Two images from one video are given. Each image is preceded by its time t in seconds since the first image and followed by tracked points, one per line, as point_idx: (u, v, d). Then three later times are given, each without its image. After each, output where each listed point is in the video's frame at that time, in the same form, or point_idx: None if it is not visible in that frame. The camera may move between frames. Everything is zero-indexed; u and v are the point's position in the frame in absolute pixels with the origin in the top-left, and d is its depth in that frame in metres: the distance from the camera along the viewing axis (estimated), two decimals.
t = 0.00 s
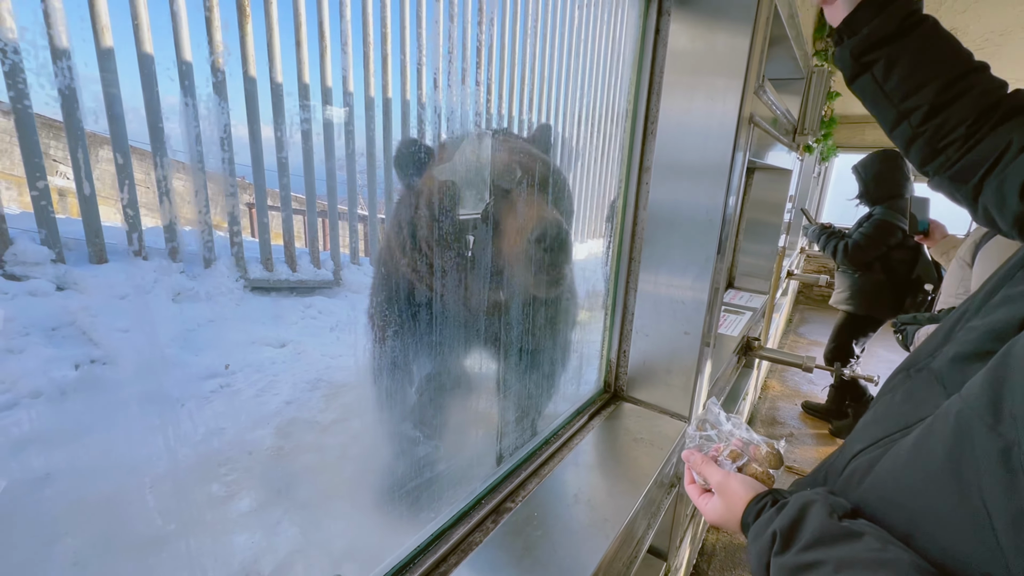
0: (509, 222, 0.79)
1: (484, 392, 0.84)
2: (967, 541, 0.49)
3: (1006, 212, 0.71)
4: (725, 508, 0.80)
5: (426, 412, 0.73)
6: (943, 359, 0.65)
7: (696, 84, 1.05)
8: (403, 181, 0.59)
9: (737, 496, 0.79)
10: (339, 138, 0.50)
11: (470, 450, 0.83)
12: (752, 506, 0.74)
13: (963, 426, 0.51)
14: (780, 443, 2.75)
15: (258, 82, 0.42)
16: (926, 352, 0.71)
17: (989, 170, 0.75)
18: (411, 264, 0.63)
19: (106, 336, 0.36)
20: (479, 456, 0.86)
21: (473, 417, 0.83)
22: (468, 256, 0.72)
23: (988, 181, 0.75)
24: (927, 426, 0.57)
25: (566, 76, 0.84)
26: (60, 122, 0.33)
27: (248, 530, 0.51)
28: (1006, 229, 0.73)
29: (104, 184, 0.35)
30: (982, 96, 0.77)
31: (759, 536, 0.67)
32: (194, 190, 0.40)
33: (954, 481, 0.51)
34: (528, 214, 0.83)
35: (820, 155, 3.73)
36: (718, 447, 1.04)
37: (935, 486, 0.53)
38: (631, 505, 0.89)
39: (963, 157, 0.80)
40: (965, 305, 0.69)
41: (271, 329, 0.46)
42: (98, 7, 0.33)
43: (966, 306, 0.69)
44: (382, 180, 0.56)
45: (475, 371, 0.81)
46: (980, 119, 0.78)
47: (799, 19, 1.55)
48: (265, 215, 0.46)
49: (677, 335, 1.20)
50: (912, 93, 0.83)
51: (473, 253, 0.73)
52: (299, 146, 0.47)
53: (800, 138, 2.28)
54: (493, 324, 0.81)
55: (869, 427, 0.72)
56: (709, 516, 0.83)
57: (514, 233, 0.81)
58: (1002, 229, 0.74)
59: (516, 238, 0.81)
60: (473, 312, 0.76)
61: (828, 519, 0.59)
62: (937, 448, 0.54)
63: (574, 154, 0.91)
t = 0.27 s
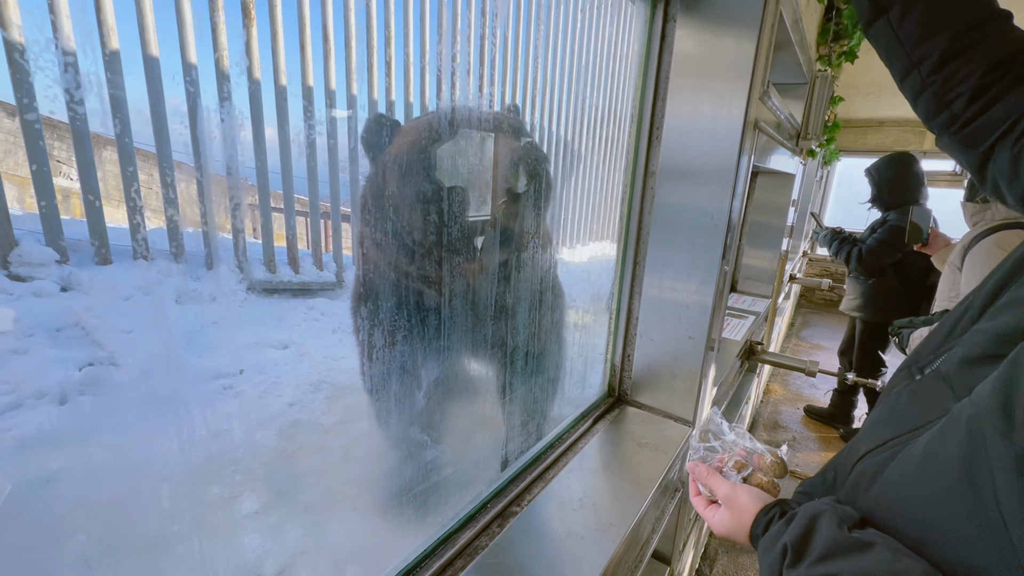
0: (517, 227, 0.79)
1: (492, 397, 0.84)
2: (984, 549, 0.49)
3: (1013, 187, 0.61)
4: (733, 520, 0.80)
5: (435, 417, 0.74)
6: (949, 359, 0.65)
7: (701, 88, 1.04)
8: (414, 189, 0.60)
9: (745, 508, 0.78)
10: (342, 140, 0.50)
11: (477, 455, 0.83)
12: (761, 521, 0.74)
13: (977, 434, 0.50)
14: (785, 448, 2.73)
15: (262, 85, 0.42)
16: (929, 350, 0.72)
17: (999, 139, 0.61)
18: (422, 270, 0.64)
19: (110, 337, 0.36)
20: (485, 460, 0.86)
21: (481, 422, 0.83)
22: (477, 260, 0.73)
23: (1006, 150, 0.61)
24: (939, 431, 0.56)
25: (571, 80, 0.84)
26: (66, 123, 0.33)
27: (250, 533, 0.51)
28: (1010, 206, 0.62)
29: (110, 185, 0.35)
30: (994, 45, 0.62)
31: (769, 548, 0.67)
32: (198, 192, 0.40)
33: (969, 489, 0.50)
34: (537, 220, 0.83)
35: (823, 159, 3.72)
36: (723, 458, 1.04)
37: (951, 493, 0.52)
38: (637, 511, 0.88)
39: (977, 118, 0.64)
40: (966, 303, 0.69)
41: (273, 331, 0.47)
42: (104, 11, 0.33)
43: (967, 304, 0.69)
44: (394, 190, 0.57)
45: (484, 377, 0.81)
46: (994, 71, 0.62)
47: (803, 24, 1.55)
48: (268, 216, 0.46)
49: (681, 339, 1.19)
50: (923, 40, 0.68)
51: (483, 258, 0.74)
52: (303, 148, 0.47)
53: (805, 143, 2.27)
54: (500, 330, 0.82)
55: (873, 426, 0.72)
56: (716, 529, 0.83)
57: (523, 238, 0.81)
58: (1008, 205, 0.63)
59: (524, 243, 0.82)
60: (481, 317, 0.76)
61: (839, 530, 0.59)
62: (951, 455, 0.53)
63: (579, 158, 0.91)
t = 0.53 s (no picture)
0: (525, 235, 0.81)
1: (496, 402, 0.85)
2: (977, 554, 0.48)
3: (1001, 180, 0.63)
4: (736, 529, 0.79)
5: (443, 423, 0.75)
6: (942, 364, 0.65)
7: (705, 94, 1.05)
8: (422, 203, 0.62)
9: (747, 516, 0.78)
10: (346, 144, 0.50)
11: (482, 459, 0.84)
12: (763, 528, 0.73)
13: (973, 439, 0.50)
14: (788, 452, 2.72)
15: (265, 89, 0.43)
16: (922, 358, 0.72)
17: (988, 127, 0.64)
18: (427, 280, 0.66)
19: (114, 339, 0.36)
20: (490, 465, 0.86)
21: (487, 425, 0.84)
22: (484, 268, 0.75)
23: (994, 143, 0.63)
24: (935, 437, 0.56)
25: (576, 87, 0.84)
26: (72, 126, 0.33)
27: (252, 537, 0.50)
28: (998, 199, 0.65)
29: (114, 187, 0.36)
30: (993, 35, 0.64)
31: (773, 555, 0.67)
32: (201, 195, 0.40)
33: (963, 494, 0.50)
34: (544, 227, 0.85)
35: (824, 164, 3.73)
36: (725, 466, 1.03)
37: (945, 498, 0.52)
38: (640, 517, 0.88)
39: (969, 107, 0.67)
40: (957, 307, 0.69)
41: (277, 334, 0.47)
42: (111, 15, 0.34)
43: (957, 308, 0.69)
44: (405, 204, 0.60)
45: (489, 382, 0.83)
46: (990, 58, 0.64)
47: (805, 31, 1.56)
48: (272, 219, 0.46)
49: (684, 346, 1.19)
50: (923, 24, 0.70)
51: (490, 266, 0.76)
52: (306, 152, 0.47)
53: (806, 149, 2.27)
54: (506, 337, 0.84)
55: (870, 433, 0.72)
56: (719, 537, 0.82)
57: (530, 246, 0.83)
58: (997, 196, 0.66)
59: (531, 251, 0.83)
60: (487, 323, 0.79)
61: (840, 537, 0.59)
62: (946, 461, 0.53)
63: (582, 165, 0.91)
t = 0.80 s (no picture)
0: (534, 235, 0.82)
1: (505, 402, 0.86)
2: (986, 550, 0.48)
3: (1009, 170, 0.61)
4: (745, 525, 0.79)
5: (454, 422, 0.76)
6: (950, 358, 0.65)
7: (711, 97, 1.05)
8: (435, 204, 0.64)
9: (756, 511, 0.78)
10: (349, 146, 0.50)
11: (491, 459, 0.84)
12: (771, 522, 0.74)
13: (979, 431, 0.50)
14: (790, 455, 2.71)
15: (269, 90, 0.43)
16: (930, 352, 0.72)
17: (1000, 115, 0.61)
18: (442, 280, 0.68)
19: (117, 340, 0.36)
20: (499, 464, 0.86)
21: (495, 424, 0.84)
22: (493, 268, 0.75)
23: (1004, 130, 0.60)
24: (944, 431, 0.56)
25: (584, 87, 0.84)
26: (76, 127, 0.33)
27: (255, 538, 0.50)
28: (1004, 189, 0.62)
29: (117, 187, 0.36)
30: (1008, 14, 0.60)
31: (784, 549, 0.67)
32: (204, 196, 0.40)
33: (972, 488, 0.50)
34: (551, 228, 0.86)
35: (828, 166, 3.73)
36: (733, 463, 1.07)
37: (954, 492, 0.52)
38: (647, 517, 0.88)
39: (977, 93, 0.64)
40: (963, 302, 0.69)
41: (280, 335, 0.47)
42: (116, 15, 0.34)
43: (964, 302, 0.69)
44: (420, 204, 0.61)
45: (498, 381, 0.84)
46: (998, 41, 0.61)
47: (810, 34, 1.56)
48: (275, 221, 0.46)
49: (690, 348, 1.19)
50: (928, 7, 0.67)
51: (501, 267, 0.77)
52: (309, 153, 0.47)
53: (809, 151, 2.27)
54: (516, 337, 0.84)
55: (881, 427, 0.71)
56: (727, 532, 0.83)
57: (538, 246, 0.84)
58: (1004, 186, 0.63)
59: (539, 251, 0.84)
60: (497, 323, 0.80)
61: (850, 531, 0.59)
62: (955, 455, 0.52)
63: (589, 166, 0.92)
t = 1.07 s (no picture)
0: (537, 236, 0.82)
1: (508, 404, 0.85)
2: (994, 549, 0.48)
3: (1010, 154, 0.63)
4: (754, 529, 0.79)
5: (456, 424, 0.76)
6: (953, 357, 0.65)
7: (714, 99, 1.05)
8: (440, 205, 0.64)
9: (763, 515, 0.78)
10: (349, 148, 0.50)
11: (494, 461, 0.84)
12: (780, 526, 0.73)
13: (990, 431, 0.50)
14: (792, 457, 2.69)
15: (270, 91, 0.42)
16: (927, 350, 0.73)
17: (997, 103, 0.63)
18: (447, 282, 0.68)
19: (118, 341, 0.36)
20: (502, 467, 0.86)
21: (498, 426, 0.84)
22: (497, 270, 0.76)
23: (1006, 115, 0.62)
24: (954, 430, 0.56)
25: (588, 88, 0.84)
26: (77, 129, 0.33)
27: (254, 541, 0.50)
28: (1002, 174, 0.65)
29: (117, 188, 0.36)
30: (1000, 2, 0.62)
31: (792, 554, 0.66)
32: (205, 197, 0.40)
33: (984, 489, 0.50)
34: (554, 230, 0.86)
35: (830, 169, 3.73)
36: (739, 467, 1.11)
37: (964, 492, 0.52)
38: (649, 518, 0.88)
39: (975, 80, 0.66)
40: (963, 295, 0.69)
41: (281, 337, 0.47)
42: (119, 17, 0.33)
43: (963, 298, 0.69)
44: (424, 205, 0.62)
45: (502, 383, 0.83)
46: (994, 29, 0.63)
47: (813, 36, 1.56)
48: (275, 222, 0.45)
49: (693, 350, 1.19)
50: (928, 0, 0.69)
51: (504, 268, 0.77)
52: (310, 155, 0.47)
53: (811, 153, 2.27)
54: (519, 339, 0.84)
55: (882, 427, 0.72)
56: (736, 537, 0.82)
57: (541, 248, 0.84)
58: (1000, 169, 0.66)
59: (544, 252, 0.85)
60: (501, 325, 0.80)
61: (859, 534, 0.58)
62: (966, 455, 0.52)
63: (593, 167, 0.92)
